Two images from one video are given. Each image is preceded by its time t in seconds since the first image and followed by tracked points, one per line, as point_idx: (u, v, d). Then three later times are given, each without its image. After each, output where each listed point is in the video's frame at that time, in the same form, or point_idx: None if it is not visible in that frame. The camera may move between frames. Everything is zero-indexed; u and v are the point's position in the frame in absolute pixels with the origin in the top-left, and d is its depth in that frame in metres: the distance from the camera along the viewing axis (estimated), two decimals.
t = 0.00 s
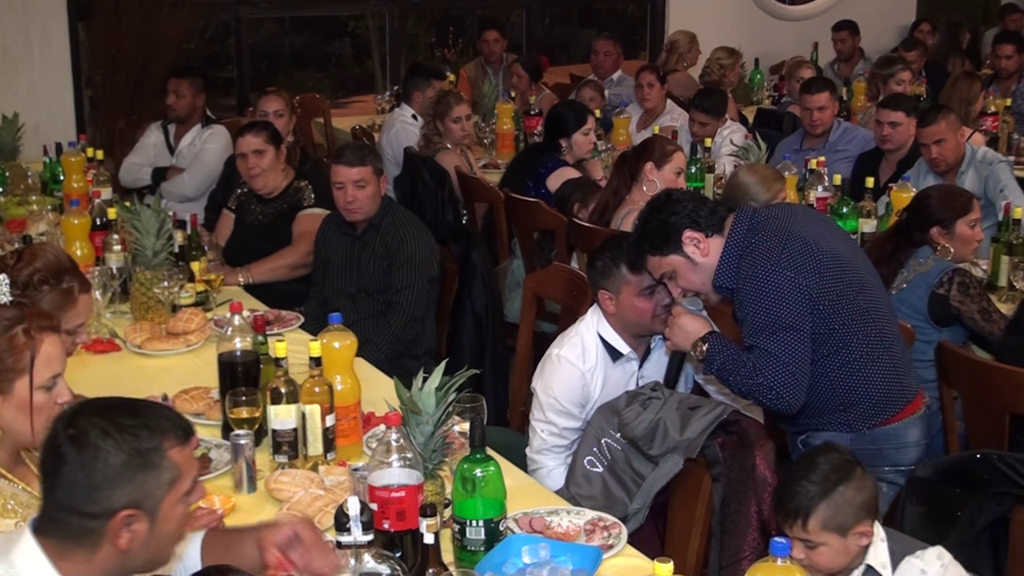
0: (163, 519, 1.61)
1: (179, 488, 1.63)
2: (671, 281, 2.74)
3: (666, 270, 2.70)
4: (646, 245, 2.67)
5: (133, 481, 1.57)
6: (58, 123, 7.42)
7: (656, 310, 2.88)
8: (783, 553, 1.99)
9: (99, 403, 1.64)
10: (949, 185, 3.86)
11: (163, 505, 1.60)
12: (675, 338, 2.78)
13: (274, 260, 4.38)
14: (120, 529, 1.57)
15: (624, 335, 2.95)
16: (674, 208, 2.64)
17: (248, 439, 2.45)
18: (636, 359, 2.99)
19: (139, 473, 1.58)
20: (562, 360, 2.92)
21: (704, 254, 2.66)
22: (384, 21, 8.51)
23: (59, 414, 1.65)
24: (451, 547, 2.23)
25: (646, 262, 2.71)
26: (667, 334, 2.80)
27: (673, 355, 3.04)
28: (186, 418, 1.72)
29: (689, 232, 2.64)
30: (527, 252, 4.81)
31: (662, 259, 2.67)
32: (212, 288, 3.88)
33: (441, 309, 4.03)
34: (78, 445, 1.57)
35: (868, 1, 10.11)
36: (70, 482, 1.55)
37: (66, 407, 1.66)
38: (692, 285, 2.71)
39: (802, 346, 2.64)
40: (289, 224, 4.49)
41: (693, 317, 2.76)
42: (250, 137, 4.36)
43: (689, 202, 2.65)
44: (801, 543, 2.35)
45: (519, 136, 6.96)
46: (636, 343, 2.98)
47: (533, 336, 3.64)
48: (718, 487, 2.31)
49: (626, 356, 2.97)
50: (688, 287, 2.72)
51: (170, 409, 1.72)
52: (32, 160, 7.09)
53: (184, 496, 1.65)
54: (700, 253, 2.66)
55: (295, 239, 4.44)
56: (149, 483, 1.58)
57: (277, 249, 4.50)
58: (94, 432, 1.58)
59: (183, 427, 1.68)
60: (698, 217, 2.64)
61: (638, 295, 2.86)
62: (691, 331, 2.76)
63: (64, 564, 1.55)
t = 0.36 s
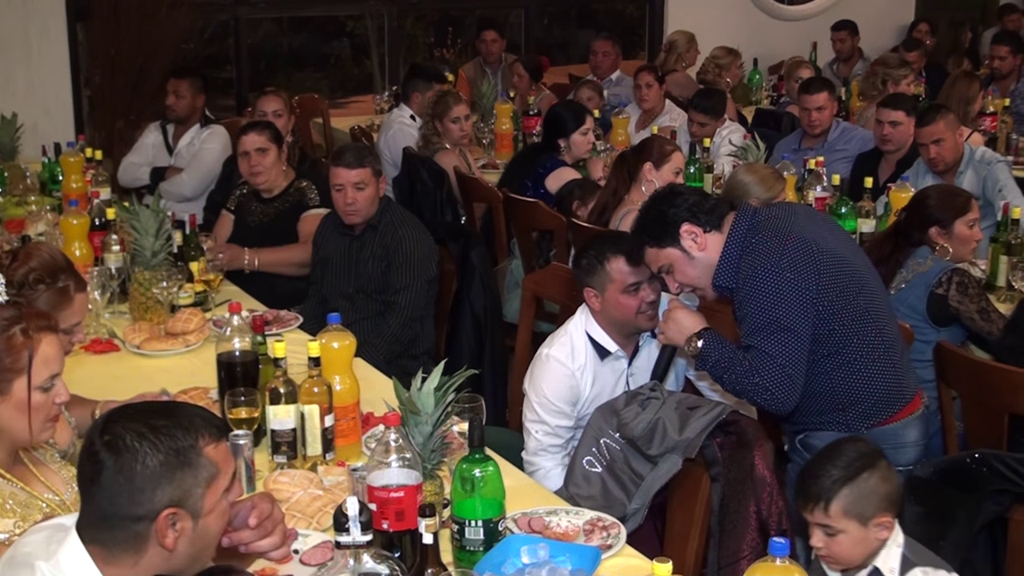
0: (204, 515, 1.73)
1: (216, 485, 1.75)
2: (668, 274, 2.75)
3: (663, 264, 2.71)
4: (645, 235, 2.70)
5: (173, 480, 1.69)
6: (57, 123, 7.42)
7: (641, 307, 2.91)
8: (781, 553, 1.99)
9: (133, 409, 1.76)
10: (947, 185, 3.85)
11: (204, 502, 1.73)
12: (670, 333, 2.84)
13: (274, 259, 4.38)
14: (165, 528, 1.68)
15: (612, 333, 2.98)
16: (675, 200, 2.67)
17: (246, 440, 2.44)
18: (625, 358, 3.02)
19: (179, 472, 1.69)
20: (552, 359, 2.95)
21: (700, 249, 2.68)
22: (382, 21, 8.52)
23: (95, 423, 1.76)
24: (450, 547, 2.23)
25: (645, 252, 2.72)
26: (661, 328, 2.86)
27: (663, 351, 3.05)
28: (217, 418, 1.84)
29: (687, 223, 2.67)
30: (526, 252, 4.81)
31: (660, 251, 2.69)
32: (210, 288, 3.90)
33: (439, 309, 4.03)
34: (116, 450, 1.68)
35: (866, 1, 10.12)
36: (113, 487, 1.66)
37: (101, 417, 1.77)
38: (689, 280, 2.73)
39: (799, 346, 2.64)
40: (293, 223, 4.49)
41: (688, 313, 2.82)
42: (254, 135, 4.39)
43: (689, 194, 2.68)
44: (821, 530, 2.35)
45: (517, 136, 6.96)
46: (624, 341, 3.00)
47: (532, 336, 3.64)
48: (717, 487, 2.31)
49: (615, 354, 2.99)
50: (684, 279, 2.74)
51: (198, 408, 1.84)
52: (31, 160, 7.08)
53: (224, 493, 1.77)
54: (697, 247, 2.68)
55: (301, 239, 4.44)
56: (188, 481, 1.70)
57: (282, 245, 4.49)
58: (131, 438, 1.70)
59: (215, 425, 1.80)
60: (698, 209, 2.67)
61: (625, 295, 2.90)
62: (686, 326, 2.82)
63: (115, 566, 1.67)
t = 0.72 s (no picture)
0: (211, 519, 1.74)
1: (224, 489, 1.76)
2: (657, 306, 2.67)
3: (654, 295, 2.62)
4: (638, 272, 2.59)
5: (184, 482, 1.69)
6: (55, 123, 7.41)
7: (632, 309, 2.91)
8: (781, 554, 1.99)
9: (142, 410, 1.77)
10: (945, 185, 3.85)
11: (211, 506, 1.74)
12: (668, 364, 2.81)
13: (273, 258, 4.38)
14: (173, 532, 1.69)
15: (607, 333, 2.99)
16: (665, 236, 2.57)
17: (245, 440, 2.43)
18: (620, 358, 3.02)
19: (191, 474, 1.70)
20: (546, 359, 2.96)
21: (695, 283, 2.59)
22: (381, 21, 8.51)
23: (102, 423, 1.77)
24: (449, 547, 2.23)
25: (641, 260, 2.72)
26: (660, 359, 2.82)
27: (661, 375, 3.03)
28: (225, 422, 1.85)
29: (682, 261, 2.58)
30: (525, 252, 4.80)
31: (652, 286, 2.60)
32: (209, 289, 3.90)
33: (438, 309, 4.03)
34: (131, 452, 1.69)
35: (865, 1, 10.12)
36: (124, 488, 1.67)
37: (108, 418, 1.78)
38: (680, 313, 2.64)
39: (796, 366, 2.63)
40: (289, 223, 4.49)
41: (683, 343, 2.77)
42: (251, 134, 4.39)
43: (680, 227, 2.59)
44: (851, 538, 2.42)
45: (517, 136, 6.97)
46: (619, 341, 3.01)
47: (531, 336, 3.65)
48: (716, 488, 2.31)
49: (609, 354, 3.00)
50: (675, 314, 2.65)
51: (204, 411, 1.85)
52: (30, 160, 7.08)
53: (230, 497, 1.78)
54: (691, 281, 2.59)
55: (297, 240, 4.44)
56: (200, 483, 1.71)
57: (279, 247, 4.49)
58: (142, 440, 1.71)
59: (224, 429, 1.82)
60: (689, 245, 2.58)
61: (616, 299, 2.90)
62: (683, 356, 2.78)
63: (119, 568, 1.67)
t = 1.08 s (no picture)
0: (201, 507, 1.76)
1: (213, 477, 1.78)
2: (646, 345, 2.68)
3: (642, 337, 2.63)
4: (624, 317, 2.58)
5: (183, 474, 1.70)
6: (53, 123, 7.40)
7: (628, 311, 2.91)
8: (780, 553, 1.99)
9: (127, 402, 1.75)
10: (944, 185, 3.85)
11: (204, 495, 1.75)
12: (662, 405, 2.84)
13: (272, 259, 4.39)
14: (168, 524, 1.70)
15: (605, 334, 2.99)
16: (649, 278, 2.56)
17: (244, 439, 2.41)
18: (618, 358, 3.02)
19: (189, 466, 1.71)
20: (545, 359, 2.96)
21: (682, 322, 2.60)
22: (380, 22, 8.51)
23: (91, 412, 1.74)
24: (448, 546, 2.23)
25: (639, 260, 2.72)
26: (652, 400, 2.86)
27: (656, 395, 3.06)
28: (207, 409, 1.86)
29: (669, 301, 2.57)
30: (524, 252, 4.80)
31: (641, 329, 2.60)
32: (208, 288, 3.89)
33: (436, 310, 4.03)
34: (130, 444, 1.68)
35: (863, 1, 10.13)
36: (127, 482, 1.66)
37: (93, 408, 1.75)
38: (670, 351, 2.66)
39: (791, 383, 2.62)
40: (286, 225, 4.50)
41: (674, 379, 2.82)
42: (247, 135, 4.39)
43: (663, 269, 2.57)
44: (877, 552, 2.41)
45: (515, 137, 6.98)
46: (617, 342, 3.01)
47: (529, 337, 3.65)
48: (714, 487, 2.31)
49: (607, 354, 3.00)
50: (666, 350, 2.66)
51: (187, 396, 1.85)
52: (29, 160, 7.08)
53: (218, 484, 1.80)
54: (679, 321, 2.59)
55: (294, 243, 4.44)
56: (196, 476, 1.72)
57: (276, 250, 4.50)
58: (141, 432, 1.70)
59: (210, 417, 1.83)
60: (674, 284, 2.56)
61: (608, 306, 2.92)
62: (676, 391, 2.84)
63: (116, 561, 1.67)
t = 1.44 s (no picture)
0: (164, 525, 1.74)
1: (186, 499, 1.76)
2: (641, 344, 2.67)
3: (637, 335, 2.62)
4: (619, 315, 2.58)
5: (143, 481, 1.70)
6: (51, 123, 7.40)
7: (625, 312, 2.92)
8: (777, 553, 1.99)
9: (128, 403, 1.78)
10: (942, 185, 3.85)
11: (167, 512, 1.73)
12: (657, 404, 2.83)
13: (271, 260, 4.39)
14: (120, 529, 1.69)
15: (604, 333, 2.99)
16: (644, 277, 2.56)
17: (242, 439, 2.44)
18: (617, 357, 3.03)
19: (152, 474, 1.71)
20: (544, 359, 2.96)
21: (677, 321, 2.59)
22: (378, 21, 8.52)
23: (86, 405, 1.79)
24: (446, 547, 2.23)
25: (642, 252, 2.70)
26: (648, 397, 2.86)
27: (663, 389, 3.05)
28: (207, 434, 1.86)
29: (663, 300, 2.56)
30: (522, 252, 4.80)
31: (636, 327, 2.59)
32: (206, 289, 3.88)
33: (435, 310, 4.03)
34: (97, 437, 1.71)
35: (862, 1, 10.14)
36: (84, 473, 1.68)
37: (91, 403, 1.80)
38: (664, 350, 2.65)
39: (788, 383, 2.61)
40: (286, 226, 4.50)
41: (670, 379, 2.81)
42: (247, 136, 4.38)
43: (657, 269, 2.57)
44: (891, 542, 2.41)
45: (514, 136, 6.99)
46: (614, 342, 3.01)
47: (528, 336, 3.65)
48: (712, 487, 2.31)
49: (605, 354, 3.01)
50: (661, 349, 2.66)
51: (190, 419, 1.86)
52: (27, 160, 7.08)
53: (190, 510, 1.77)
54: (673, 320, 2.59)
55: (293, 244, 4.45)
56: (158, 486, 1.71)
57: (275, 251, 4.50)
58: (116, 429, 1.72)
59: (202, 440, 1.82)
60: (668, 284, 2.56)
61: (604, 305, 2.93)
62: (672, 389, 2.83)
63: (65, 557, 1.68)
